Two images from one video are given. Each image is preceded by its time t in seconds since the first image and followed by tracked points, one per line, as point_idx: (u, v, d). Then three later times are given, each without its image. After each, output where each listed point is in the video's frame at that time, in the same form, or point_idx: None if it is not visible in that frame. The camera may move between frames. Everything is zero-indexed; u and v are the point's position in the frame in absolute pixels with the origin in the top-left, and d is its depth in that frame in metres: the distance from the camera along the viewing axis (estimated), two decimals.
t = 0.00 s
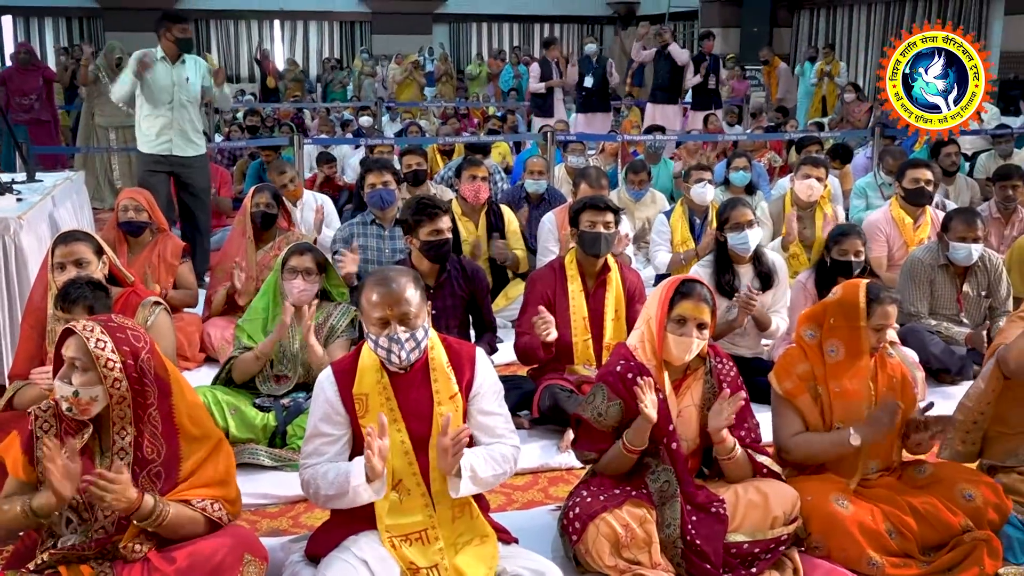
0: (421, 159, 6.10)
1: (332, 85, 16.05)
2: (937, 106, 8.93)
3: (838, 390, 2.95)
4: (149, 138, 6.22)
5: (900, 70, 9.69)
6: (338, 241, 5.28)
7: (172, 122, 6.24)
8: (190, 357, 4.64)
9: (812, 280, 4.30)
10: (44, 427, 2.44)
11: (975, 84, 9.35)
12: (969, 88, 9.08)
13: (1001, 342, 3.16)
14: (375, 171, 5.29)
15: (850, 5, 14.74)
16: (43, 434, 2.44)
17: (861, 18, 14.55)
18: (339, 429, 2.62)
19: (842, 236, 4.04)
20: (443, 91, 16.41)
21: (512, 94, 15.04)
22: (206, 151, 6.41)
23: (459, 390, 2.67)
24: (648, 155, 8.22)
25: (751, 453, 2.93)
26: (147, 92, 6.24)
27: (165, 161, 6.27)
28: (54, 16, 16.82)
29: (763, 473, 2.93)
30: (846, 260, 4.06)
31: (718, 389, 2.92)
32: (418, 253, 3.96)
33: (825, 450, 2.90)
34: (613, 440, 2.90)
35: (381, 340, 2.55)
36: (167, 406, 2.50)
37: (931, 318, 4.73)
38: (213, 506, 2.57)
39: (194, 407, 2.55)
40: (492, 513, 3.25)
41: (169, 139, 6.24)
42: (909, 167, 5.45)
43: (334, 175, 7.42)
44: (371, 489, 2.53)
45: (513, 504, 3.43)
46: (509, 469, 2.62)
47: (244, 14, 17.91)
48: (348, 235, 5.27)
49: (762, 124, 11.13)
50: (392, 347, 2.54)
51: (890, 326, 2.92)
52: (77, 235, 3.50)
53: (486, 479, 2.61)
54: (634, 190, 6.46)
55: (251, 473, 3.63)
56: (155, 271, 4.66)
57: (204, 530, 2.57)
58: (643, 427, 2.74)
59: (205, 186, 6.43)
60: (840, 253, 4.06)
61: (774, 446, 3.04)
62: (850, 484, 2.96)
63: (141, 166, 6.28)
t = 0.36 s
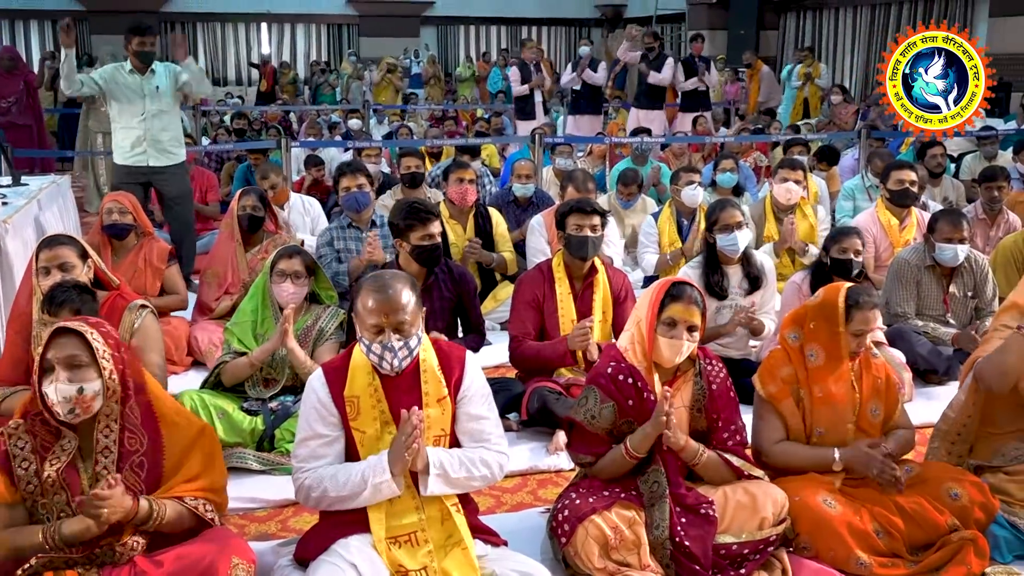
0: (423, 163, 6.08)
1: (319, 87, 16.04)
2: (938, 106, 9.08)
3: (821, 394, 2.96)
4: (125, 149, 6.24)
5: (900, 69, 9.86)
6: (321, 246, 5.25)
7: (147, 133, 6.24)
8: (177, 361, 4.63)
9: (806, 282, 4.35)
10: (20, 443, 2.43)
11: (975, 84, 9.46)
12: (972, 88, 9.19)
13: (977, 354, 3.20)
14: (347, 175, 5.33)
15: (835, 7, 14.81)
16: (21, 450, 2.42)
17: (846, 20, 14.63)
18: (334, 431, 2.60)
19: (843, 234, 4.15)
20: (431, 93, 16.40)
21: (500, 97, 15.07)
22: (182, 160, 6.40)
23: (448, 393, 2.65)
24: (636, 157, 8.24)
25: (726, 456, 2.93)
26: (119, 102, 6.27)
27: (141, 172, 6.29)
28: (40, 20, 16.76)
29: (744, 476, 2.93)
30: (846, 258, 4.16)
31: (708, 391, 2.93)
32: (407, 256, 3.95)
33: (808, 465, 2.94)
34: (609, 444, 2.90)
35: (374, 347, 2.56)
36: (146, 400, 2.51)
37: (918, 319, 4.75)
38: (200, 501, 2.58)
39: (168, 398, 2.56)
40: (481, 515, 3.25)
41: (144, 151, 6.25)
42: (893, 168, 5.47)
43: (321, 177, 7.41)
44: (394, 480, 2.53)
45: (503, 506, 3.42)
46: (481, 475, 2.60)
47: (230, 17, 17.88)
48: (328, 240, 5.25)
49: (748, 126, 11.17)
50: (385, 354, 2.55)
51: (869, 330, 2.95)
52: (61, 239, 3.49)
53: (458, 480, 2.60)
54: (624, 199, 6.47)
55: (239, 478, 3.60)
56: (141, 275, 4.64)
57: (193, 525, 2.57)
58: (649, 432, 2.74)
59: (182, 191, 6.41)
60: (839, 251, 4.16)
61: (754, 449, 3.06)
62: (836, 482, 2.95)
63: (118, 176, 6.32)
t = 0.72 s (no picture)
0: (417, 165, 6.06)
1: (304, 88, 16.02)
2: (937, 106, 9.45)
3: (807, 393, 2.97)
4: (114, 142, 6.25)
5: (900, 70, 10.39)
6: (301, 253, 5.26)
7: (133, 126, 6.21)
8: (163, 364, 4.62)
9: (791, 282, 4.38)
10: None
11: (975, 84, 9.80)
12: (973, 88, 9.55)
13: (965, 373, 3.24)
14: (329, 178, 5.31)
15: (820, 8, 14.91)
16: None
17: (830, 21, 14.74)
18: (320, 434, 2.58)
19: (827, 233, 4.16)
20: (418, 95, 16.42)
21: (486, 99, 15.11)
22: (172, 155, 6.36)
23: (436, 396, 2.65)
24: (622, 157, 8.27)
25: (723, 454, 2.94)
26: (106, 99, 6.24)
27: (128, 167, 6.28)
28: (24, 22, 16.70)
29: (735, 474, 2.94)
30: (830, 256, 4.19)
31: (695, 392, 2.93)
32: (397, 259, 3.91)
33: (801, 453, 2.92)
34: (593, 448, 2.90)
35: (366, 347, 2.54)
36: (107, 399, 2.45)
37: (903, 319, 4.77)
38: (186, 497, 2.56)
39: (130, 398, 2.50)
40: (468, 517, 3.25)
41: (131, 145, 6.23)
42: (881, 168, 5.49)
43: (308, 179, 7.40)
44: (378, 488, 2.52)
45: (490, 508, 3.42)
46: (474, 476, 2.61)
47: (215, 18, 17.84)
48: (309, 245, 5.27)
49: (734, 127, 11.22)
50: (377, 356, 2.53)
51: (850, 330, 2.93)
52: (44, 242, 3.47)
53: (448, 486, 2.60)
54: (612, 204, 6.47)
55: (225, 481, 3.59)
56: (126, 278, 4.63)
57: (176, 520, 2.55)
58: (648, 442, 2.75)
59: (172, 192, 6.40)
60: (824, 249, 4.18)
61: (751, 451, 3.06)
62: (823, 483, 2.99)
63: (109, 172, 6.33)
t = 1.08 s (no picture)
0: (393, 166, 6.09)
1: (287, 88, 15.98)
2: (938, 106, 9.33)
3: (791, 391, 2.98)
4: (112, 147, 6.18)
5: (900, 69, 10.38)
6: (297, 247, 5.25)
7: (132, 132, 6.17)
8: (147, 366, 4.61)
9: (771, 280, 4.45)
10: None
11: (975, 85, 9.56)
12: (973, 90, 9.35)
13: (957, 385, 3.26)
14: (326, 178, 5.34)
15: (803, 8, 14.97)
16: None
17: (813, 22, 14.80)
18: (305, 435, 2.58)
19: (802, 233, 4.21)
20: (403, 95, 16.39)
21: (471, 99, 15.12)
22: (170, 161, 6.35)
23: (425, 396, 2.65)
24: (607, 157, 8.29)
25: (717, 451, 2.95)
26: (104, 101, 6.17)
27: (128, 171, 6.23)
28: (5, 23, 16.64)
29: (727, 471, 2.95)
30: (805, 256, 4.23)
31: (681, 390, 2.95)
32: (381, 260, 3.93)
33: (782, 457, 2.95)
34: (581, 445, 2.89)
35: (361, 350, 2.51)
36: (79, 406, 2.44)
37: (887, 317, 4.79)
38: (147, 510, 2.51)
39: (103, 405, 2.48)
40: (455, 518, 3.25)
41: (130, 151, 6.19)
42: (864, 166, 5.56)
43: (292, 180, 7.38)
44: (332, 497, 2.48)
45: (476, 508, 3.42)
46: (474, 473, 2.62)
47: (199, 18, 17.77)
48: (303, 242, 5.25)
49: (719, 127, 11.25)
50: (373, 358, 2.50)
51: (835, 323, 2.95)
52: (26, 244, 3.46)
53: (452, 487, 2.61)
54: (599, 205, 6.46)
55: (211, 483, 3.57)
56: (110, 279, 4.61)
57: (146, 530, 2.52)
58: (626, 436, 2.74)
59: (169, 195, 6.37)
60: (799, 249, 4.23)
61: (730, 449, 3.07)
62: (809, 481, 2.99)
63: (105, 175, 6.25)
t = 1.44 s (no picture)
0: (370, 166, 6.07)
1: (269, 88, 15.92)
2: (937, 105, 9.30)
3: (776, 390, 2.99)
4: (82, 145, 6.17)
5: (900, 70, 10.34)
6: (287, 245, 5.23)
7: (102, 129, 6.14)
8: (130, 367, 4.59)
9: (748, 279, 4.51)
10: None
11: (975, 84, 9.68)
12: (974, 89, 9.43)
13: (943, 393, 3.30)
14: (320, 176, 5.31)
15: (786, 8, 15.04)
16: None
17: (796, 22, 14.89)
18: (293, 437, 2.57)
19: (773, 233, 4.23)
20: (387, 95, 16.37)
21: (456, 98, 15.12)
22: (142, 158, 6.30)
23: (409, 396, 2.64)
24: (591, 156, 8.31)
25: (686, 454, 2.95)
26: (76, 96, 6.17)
27: (95, 168, 6.21)
28: None
29: (702, 472, 2.95)
30: (777, 256, 4.26)
31: (665, 389, 2.95)
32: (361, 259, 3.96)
33: (767, 459, 2.98)
34: (570, 441, 2.88)
35: (338, 355, 2.50)
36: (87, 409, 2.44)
37: (869, 314, 4.81)
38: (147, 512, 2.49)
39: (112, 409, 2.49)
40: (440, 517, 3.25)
41: (99, 149, 6.17)
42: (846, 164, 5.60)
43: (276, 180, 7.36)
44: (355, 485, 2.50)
45: (462, 507, 3.42)
46: (447, 476, 2.60)
47: (182, 18, 17.72)
48: (295, 240, 5.23)
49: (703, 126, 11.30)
50: (350, 362, 2.50)
51: (820, 322, 2.97)
52: (7, 245, 3.44)
53: (420, 487, 2.59)
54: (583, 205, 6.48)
55: (195, 484, 3.55)
56: (93, 279, 4.59)
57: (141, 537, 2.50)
58: (616, 429, 2.74)
59: (139, 194, 6.34)
60: (771, 248, 4.26)
61: (715, 446, 3.09)
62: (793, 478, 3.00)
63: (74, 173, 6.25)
